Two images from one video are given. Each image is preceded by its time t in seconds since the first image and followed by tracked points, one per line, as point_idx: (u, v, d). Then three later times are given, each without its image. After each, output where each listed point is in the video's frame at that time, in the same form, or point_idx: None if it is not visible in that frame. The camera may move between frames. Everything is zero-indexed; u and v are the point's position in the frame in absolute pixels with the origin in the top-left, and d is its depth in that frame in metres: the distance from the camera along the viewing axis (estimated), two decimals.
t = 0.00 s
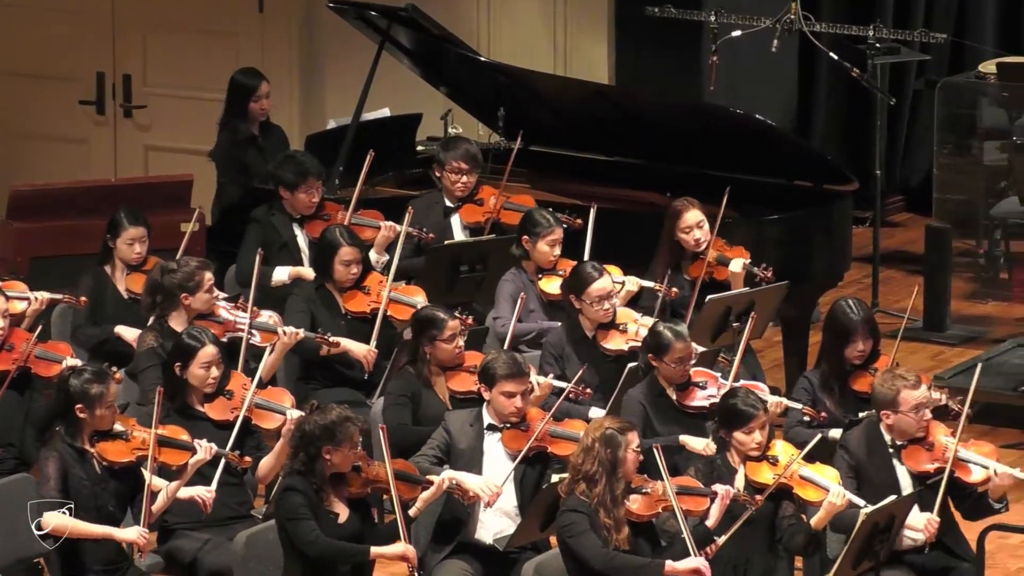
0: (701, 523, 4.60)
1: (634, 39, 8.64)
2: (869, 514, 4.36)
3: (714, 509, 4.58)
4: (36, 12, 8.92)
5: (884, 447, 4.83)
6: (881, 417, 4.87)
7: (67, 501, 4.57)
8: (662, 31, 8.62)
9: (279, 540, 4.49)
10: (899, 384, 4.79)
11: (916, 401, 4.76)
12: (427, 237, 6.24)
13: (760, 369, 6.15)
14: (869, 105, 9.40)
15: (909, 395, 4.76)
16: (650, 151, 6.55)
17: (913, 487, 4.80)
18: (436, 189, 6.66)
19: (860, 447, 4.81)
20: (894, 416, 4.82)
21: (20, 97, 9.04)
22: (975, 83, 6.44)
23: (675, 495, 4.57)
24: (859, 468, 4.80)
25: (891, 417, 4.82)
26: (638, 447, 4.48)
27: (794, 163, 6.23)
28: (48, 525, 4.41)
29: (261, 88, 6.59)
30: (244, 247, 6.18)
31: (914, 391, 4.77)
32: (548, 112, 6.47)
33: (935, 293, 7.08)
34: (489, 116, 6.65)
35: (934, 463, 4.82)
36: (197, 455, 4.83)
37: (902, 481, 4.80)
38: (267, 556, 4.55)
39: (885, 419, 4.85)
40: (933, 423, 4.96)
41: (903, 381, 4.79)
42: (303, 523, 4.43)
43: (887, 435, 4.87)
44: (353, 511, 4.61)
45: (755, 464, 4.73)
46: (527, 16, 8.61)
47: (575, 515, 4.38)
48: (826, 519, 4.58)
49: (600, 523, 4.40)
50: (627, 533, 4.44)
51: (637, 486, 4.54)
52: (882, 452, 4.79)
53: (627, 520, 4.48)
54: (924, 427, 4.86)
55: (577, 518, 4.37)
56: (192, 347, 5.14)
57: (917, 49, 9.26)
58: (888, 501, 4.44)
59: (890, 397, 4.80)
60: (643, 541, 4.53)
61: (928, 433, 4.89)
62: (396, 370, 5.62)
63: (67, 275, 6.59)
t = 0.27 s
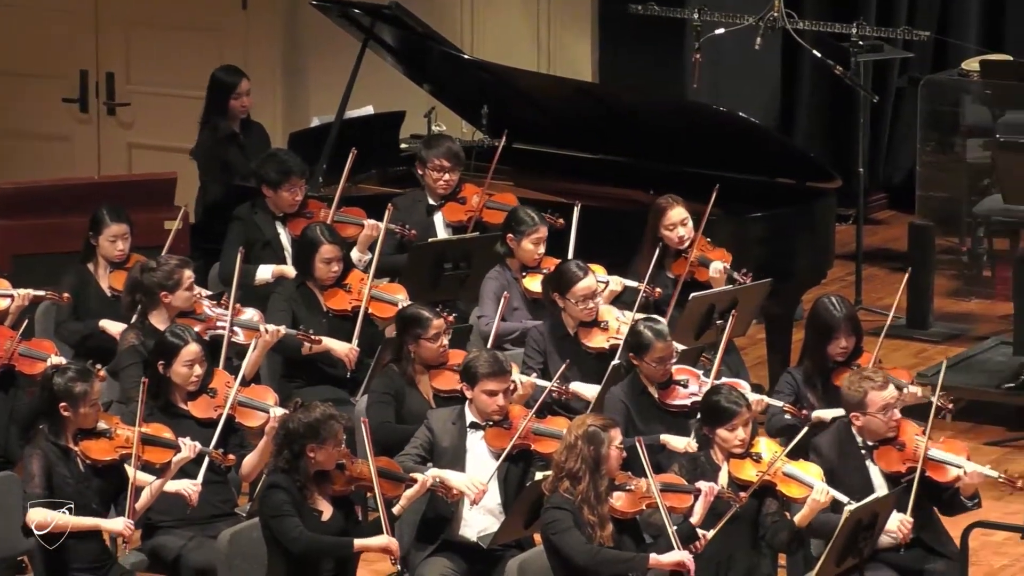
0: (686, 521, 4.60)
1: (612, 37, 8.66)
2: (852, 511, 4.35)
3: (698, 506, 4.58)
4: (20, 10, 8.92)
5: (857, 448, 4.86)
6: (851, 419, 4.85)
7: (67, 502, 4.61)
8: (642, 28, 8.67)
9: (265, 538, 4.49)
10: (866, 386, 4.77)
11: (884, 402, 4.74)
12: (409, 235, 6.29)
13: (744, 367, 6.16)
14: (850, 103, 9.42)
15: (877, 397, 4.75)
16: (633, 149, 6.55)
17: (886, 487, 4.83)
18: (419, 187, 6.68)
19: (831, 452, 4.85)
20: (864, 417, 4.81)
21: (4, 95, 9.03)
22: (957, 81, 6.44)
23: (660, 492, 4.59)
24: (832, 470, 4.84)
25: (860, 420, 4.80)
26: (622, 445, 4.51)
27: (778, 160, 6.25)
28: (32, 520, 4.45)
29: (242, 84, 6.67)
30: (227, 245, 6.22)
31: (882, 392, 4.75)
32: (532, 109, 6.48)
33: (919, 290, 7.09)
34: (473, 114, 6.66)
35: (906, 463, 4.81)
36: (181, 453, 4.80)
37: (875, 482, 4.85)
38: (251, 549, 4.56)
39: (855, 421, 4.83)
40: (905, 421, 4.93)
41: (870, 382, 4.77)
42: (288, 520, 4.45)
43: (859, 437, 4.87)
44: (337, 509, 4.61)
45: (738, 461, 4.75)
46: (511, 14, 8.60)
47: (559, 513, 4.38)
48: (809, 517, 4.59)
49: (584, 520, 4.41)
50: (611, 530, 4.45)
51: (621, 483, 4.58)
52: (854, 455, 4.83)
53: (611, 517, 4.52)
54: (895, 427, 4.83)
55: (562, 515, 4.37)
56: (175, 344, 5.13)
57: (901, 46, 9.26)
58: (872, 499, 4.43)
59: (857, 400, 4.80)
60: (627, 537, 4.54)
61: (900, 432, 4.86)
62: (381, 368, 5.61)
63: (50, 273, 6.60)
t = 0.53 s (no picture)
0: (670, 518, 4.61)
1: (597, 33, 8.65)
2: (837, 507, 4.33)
3: (682, 504, 4.59)
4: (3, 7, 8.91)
5: (834, 446, 4.87)
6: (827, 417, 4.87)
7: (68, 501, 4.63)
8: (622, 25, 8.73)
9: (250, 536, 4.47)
10: (840, 381, 4.80)
11: (858, 395, 4.77)
12: (393, 230, 6.28)
13: (728, 364, 6.16)
14: (835, 101, 9.43)
15: (852, 390, 4.77)
16: (617, 146, 6.55)
17: (863, 485, 4.83)
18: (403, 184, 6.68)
19: (807, 450, 4.85)
20: (840, 413, 4.82)
21: None
22: (941, 78, 6.49)
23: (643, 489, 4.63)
24: (809, 471, 4.83)
25: (836, 416, 4.82)
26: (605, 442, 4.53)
27: (761, 158, 6.25)
28: (17, 516, 4.47)
29: (223, 81, 6.69)
30: (212, 241, 6.23)
31: (857, 385, 4.78)
32: (515, 107, 6.48)
33: (903, 287, 7.10)
34: (456, 111, 6.66)
35: (882, 459, 4.81)
36: (164, 452, 4.78)
37: (852, 481, 4.84)
38: (233, 548, 4.53)
39: (831, 419, 4.85)
40: (880, 417, 4.95)
41: (845, 377, 4.80)
42: (272, 515, 4.44)
43: (835, 434, 4.88)
44: (321, 506, 4.59)
45: (722, 458, 4.74)
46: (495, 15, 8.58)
47: (543, 510, 4.38)
48: (792, 514, 4.58)
49: (568, 518, 4.40)
50: (594, 527, 4.45)
51: (605, 481, 4.64)
52: (831, 454, 4.83)
53: (595, 515, 4.55)
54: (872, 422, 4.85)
55: (546, 512, 4.38)
56: (159, 342, 5.13)
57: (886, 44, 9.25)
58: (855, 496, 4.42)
59: (834, 396, 4.82)
60: (611, 534, 4.58)
61: (876, 428, 4.88)
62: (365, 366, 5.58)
63: (33, 271, 6.59)
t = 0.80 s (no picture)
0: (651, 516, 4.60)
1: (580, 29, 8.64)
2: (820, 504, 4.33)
3: (665, 502, 4.55)
4: None
5: (816, 441, 4.86)
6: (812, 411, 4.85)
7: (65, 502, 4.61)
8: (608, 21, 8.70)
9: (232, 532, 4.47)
10: (826, 376, 4.77)
11: (843, 393, 4.75)
12: (376, 228, 6.31)
13: (711, 362, 6.16)
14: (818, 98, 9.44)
15: (837, 387, 4.75)
16: (600, 143, 6.55)
17: (844, 480, 4.86)
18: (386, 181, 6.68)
19: (789, 443, 4.86)
20: (824, 409, 4.80)
21: None
22: (923, 75, 6.53)
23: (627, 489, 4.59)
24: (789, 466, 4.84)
25: (820, 411, 4.79)
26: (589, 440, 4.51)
27: (744, 155, 6.25)
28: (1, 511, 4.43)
29: (204, 77, 6.68)
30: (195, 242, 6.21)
31: (842, 383, 4.76)
32: (498, 104, 6.48)
33: (886, 284, 7.10)
34: (439, 108, 6.66)
35: (863, 456, 4.80)
36: (146, 450, 4.74)
37: (833, 477, 4.85)
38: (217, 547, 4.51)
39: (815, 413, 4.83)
40: (863, 414, 4.94)
41: (831, 373, 4.77)
42: (254, 512, 4.43)
43: (818, 429, 4.87)
44: (303, 503, 4.61)
45: (704, 455, 4.73)
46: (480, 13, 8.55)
47: (525, 508, 4.39)
48: (773, 510, 4.59)
49: (550, 516, 4.40)
50: (576, 525, 4.45)
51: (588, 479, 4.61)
52: (813, 449, 4.84)
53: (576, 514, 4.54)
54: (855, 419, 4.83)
55: (527, 509, 4.38)
56: (142, 340, 5.13)
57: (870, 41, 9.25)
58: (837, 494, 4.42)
59: (819, 391, 4.78)
60: (593, 533, 4.59)
61: (860, 424, 4.87)
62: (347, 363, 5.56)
63: (16, 269, 6.59)
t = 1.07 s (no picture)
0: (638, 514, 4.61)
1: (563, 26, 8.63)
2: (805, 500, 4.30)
3: (649, 501, 4.56)
4: None
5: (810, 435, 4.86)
6: (810, 403, 4.85)
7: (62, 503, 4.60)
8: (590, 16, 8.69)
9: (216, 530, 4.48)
10: (829, 369, 4.77)
11: (845, 386, 4.75)
12: (360, 227, 6.32)
13: (695, 359, 6.17)
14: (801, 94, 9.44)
15: (839, 380, 4.75)
16: (584, 141, 6.56)
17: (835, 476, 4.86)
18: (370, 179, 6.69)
19: (783, 436, 4.84)
20: (823, 402, 4.80)
21: None
22: (907, 73, 6.52)
23: (612, 486, 4.62)
24: (780, 456, 4.83)
25: (819, 404, 4.80)
26: (573, 438, 4.51)
27: (728, 152, 6.26)
28: None
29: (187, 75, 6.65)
30: (177, 245, 6.18)
31: (844, 376, 4.76)
32: (482, 101, 6.49)
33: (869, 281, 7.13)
34: (423, 106, 6.67)
35: (856, 452, 4.82)
36: (130, 448, 4.78)
37: (824, 472, 4.85)
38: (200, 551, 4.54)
39: (813, 406, 4.84)
40: (860, 413, 4.95)
41: (834, 366, 4.78)
42: (237, 509, 4.43)
43: (813, 423, 4.88)
44: (288, 501, 4.60)
45: (689, 453, 4.73)
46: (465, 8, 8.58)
47: (509, 505, 4.39)
48: (757, 507, 4.53)
49: (534, 513, 4.41)
50: (562, 523, 4.46)
51: (571, 476, 4.61)
52: (806, 442, 4.83)
53: (562, 511, 4.52)
54: (852, 415, 4.84)
55: (512, 507, 4.39)
56: (124, 338, 5.11)
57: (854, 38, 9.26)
58: (822, 490, 4.42)
59: (820, 383, 4.79)
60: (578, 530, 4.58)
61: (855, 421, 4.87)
62: (333, 359, 5.56)
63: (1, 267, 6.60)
